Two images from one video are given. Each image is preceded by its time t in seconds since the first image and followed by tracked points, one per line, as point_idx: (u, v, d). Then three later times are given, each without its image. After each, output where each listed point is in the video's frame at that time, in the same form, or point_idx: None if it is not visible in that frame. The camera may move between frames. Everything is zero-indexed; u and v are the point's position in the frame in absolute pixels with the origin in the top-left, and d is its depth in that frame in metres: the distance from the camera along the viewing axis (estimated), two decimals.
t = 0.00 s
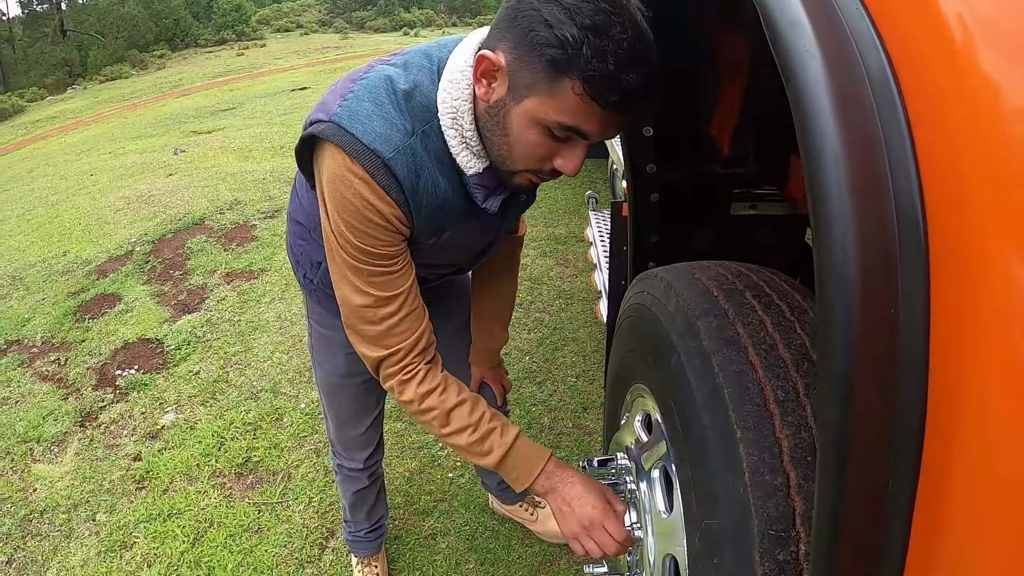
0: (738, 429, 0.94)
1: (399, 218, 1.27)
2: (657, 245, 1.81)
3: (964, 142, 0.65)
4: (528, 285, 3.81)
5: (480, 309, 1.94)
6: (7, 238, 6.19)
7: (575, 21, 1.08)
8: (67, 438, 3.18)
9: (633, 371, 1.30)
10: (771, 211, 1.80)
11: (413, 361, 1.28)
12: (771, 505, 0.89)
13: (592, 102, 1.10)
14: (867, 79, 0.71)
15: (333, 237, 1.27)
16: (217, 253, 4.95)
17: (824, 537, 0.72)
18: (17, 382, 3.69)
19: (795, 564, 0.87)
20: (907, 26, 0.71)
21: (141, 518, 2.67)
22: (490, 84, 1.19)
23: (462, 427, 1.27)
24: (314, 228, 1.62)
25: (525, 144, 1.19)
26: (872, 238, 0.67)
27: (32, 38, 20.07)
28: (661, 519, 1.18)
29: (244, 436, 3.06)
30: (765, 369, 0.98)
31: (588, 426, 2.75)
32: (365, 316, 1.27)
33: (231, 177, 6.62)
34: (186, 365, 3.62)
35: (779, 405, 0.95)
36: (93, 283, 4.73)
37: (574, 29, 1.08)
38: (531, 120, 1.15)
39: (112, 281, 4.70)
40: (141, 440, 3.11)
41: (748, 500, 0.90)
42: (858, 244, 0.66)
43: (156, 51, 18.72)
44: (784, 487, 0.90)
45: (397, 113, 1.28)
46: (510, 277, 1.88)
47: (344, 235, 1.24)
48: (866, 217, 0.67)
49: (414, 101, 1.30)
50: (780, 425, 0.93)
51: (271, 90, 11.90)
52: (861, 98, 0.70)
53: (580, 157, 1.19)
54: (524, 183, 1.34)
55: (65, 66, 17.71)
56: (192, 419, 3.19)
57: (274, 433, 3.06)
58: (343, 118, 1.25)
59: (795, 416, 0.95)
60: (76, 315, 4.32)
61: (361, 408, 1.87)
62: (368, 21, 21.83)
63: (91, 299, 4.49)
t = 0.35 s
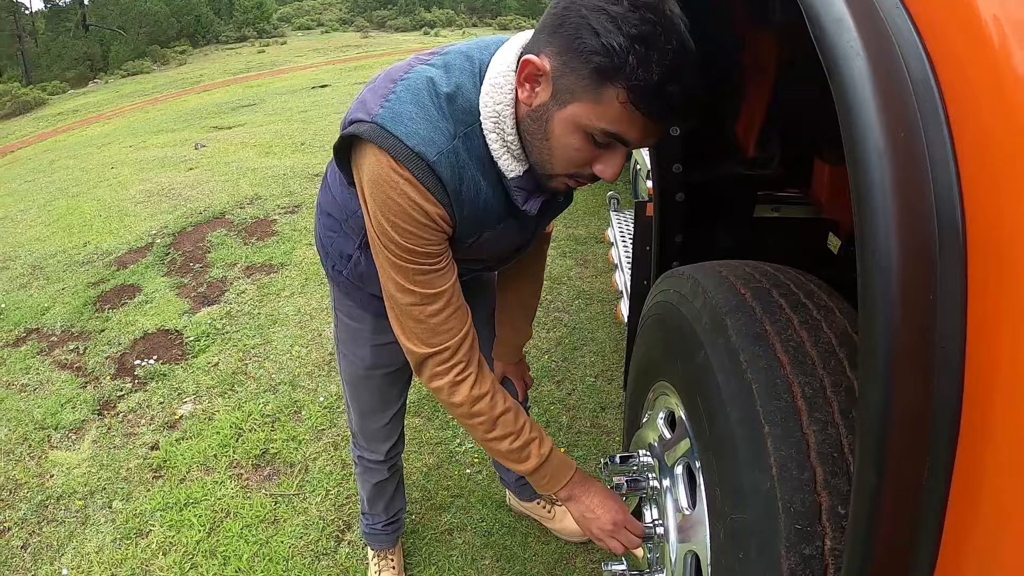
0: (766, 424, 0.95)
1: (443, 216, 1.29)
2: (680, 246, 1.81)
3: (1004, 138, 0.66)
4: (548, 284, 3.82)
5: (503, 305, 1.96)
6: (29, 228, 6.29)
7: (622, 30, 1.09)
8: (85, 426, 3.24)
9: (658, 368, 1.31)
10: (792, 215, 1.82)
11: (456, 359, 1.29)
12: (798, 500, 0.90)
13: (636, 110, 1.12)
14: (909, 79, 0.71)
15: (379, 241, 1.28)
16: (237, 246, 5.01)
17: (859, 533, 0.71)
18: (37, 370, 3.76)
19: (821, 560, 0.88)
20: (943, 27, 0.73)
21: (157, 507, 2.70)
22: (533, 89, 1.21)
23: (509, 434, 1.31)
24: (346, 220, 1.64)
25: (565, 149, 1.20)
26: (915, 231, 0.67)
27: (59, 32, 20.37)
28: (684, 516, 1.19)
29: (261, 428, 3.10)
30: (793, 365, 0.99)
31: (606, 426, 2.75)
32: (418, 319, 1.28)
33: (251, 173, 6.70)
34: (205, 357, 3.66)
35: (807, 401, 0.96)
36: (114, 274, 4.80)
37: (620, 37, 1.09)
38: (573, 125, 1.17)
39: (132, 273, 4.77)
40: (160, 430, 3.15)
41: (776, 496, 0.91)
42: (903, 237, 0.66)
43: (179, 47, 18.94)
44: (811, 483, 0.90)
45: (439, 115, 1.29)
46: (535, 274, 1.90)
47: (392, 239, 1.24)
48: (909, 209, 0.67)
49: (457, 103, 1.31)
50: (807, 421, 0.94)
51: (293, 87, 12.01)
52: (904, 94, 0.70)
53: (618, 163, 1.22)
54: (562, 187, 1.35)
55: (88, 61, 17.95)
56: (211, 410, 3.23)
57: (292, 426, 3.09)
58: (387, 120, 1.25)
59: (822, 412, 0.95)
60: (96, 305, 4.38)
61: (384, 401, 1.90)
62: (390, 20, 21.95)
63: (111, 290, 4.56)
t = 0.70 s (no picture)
0: (782, 426, 0.95)
1: (463, 216, 1.30)
2: (696, 247, 1.80)
3: None
4: (562, 285, 3.82)
5: (519, 306, 1.97)
6: (46, 224, 6.37)
7: (646, 34, 1.10)
8: (99, 421, 3.27)
9: (673, 369, 1.31)
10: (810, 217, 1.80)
11: (475, 359, 1.31)
12: (813, 503, 0.90)
13: (659, 115, 1.13)
14: (930, 79, 0.71)
15: (398, 241, 1.29)
16: (252, 244, 5.05)
17: (876, 533, 0.71)
18: (52, 364, 3.81)
19: (835, 562, 0.88)
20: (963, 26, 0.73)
21: (170, 502, 2.73)
22: (555, 91, 1.21)
23: (526, 431, 1.32)
24: (363, 219, 1.66)
25: (588, 151, 1.22)
26: (935, 233, 0.67)
27: (79, 31, 20.62)
28: (698, 518, 1.19)
29: (275, 425, 3.12)
30: (809, 367, 0.99)
31: (619, 428, 2.76)
32: (437, 318, 1.30)
33: (267, 172, 6.75)
34: (219, 354, 3.70)
35: (823, 403, 0.96)
36: (129, 271, 4.85)
37: (644, 41, 1.09)
38: (596, 129, 1.18)
39: (147, 269, 4.82)
40: (173, 425, 3.18)
41: (791, 498, 0.91)
42: (923, 238, 0.67)
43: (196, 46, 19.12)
44: (826, 485, 0.90)
45: (461, 116, 1.31)
46: (551, 274, 1.91)
47: (413, 239, 1.26)
48: (930, 210, 0.67)
49: (478, 103, 1.33)
50: (824, 424, 0.94)
51: (309, 87, 12.09)
52: (925, 94, 0.70)
53: (639, 165, 1.23)
54: (580, 187, 1.36)
55: (105, 59, 18.15)
56: (224, 407, 3.26)
57: (306, 423, 3.12)
58: (409, 119, 1.27)
59: (839, 415, 0.95)
60: (112, 301, 4.43)
61: (398, 400, 1.91)
62: (405, 20, 22.06)
63: (126, 286, 4.61)
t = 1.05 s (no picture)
0: (795, 426, 0.95)
1: (482, 217, 1.31)
2: (708, 248, 1.81)
3: None
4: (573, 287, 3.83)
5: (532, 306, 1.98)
6: (59, 226, 6.44)
7: (649, 21, 1.11)
8: (111, 421, 3.31)
9: (685, 370, 1.31)
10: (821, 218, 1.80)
11: (498, 362, 1.31)
12: (827, 504, 0.90)
13: (660, 100, 1.12)
14: (943, 79, 0.72)
15: (419, 246, 1.29)
16: (263, 246, 5.08)
17: (891, 532, 0.72)
18: (65, 365, 3.85)
19: (847, 562, 0.89)
20: (974, 25, 0.73)
21: (181, 502, 2.76)
22: (563, 82, 1.23)
23: (547, 441, 1.33)
24: (378, 221, 1.67)
25: (593, 144, 1.21)
26: (949, 231, 0.68)
27: (93, 34, 20.83)
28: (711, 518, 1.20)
29: (286, 426, 3.14)
30: (821, 367, 1.00)
31: (630, 430, 2.76)
32: (459, 321, 1.30)
33: (279, 175, 6.80)
34: (231, 355, 3.73)
35: (835, 403, 0.96)
36: (141, 272, 4.89)
37: (646, 28, 1.10)
38: (600, 118, 1.17)
39: (159, 271, 4.87)
40: (185, 426, 3.21)
41: (804, 498, 0.92)
42: (937, 236, 0.67)
43: (208, 50, 19.28)
44: (839, 484, 0.91)
45: (475, 117, 1.32)
46: (564, 274, 1.92)
47: (436, 241, 1.27)
48: (944, 207, 0.68)
49: (493, 104, 1.34)
50: (836, 424, 0.94)
51: (320, 89, 12.17)
52: (938, 93, 0.71)
53: (646, 159, 1.21)
54: (592, 189, 1.37)
55: (117, 63, 18.32)
56: (236, 407, 3.29)
57: (317, 424, 3.14)
58: (424, 121, 1.27)
59: (852, 415, 0.95)
60: (124, 302, 4.48)
61: (412, 401, 1.93)
62: (416, 24, 22.22)
63: (138, 288, 4.65)
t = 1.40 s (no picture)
0: (800, 428, 0.96)
1: (490, 216, 1.32)
2: (715, 251, 1.81)
3: None
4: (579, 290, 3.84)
5: (540, 307, 1.98)
6: (66, 227, 6.48)
7: None
8: (117, 421, 3.33)
9: (691, 372, 1.32)
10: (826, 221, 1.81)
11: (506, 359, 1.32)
12: (832, 506, 0.91)
13: (649, 40, 1.13)
14: (948, 83, 0.72)
15: (426, 244, 1.31)
16: (269, 248, 5.11)
17: (897, 533, 0.72)
18: (71, 365, 3.87)
19: (852, 564, 0.89)
20: (979, 32, 0.74)
21: (187, 502, 2.77)
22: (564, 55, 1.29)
23: (556, 433, 1.34)
24: (386, 223, 1.68)
25: (586, 98, 1.20)
26: (955, 233, 0.68)
27: (100, 36, 20.93)
28: (716, 521, 1.20)
29: (292, 427, 3.16)
30: (827, 369, 1.00)
31: (636, 432, 2.76)
32: (465, 320, 1.31)
33: (284, 177, 6.83)
34: (237, 356, 3.74)
35: (841, 404, 0.97)
36: (148, 274, 4.92)
37: None
38: (593, 69, 1.19)
39: (165, 272, 4.89)
40: (191, 427, 3.23)
41: (809, 500, 0.92)
42: (942, 240, 0.68)
43: (214, 52, 19.37)
44: (845, 486, 0.91)
45: (486, 115, 1.32)
46: (571, 276, 1.93)
47: (442, 240, 1.28)
48: (949, 212, 0.68)
49: (502, 100, 1.35)
50: (842, 426, 0.95)
51: (326, 92, 12.21)
52: (944, 98, 0.71)
53: (643, 112, 1.18)
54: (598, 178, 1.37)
55: (123, 64, 18.41)
56: (241, 408, 3.30)
57: (323, 425, 3.15)
58: (434, 120, 1.28)
59: (858, 417, 0.96)
60: (130, 303, 4.50)
61: (419, 403, 1.93)
62: (422, 27, 22.31)
63: (144, 289, 4.68)
